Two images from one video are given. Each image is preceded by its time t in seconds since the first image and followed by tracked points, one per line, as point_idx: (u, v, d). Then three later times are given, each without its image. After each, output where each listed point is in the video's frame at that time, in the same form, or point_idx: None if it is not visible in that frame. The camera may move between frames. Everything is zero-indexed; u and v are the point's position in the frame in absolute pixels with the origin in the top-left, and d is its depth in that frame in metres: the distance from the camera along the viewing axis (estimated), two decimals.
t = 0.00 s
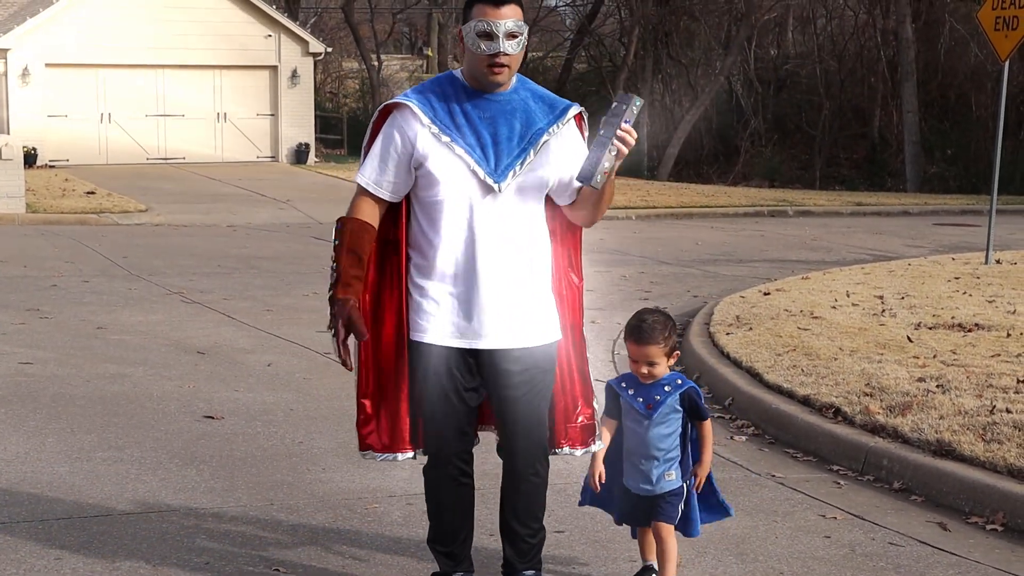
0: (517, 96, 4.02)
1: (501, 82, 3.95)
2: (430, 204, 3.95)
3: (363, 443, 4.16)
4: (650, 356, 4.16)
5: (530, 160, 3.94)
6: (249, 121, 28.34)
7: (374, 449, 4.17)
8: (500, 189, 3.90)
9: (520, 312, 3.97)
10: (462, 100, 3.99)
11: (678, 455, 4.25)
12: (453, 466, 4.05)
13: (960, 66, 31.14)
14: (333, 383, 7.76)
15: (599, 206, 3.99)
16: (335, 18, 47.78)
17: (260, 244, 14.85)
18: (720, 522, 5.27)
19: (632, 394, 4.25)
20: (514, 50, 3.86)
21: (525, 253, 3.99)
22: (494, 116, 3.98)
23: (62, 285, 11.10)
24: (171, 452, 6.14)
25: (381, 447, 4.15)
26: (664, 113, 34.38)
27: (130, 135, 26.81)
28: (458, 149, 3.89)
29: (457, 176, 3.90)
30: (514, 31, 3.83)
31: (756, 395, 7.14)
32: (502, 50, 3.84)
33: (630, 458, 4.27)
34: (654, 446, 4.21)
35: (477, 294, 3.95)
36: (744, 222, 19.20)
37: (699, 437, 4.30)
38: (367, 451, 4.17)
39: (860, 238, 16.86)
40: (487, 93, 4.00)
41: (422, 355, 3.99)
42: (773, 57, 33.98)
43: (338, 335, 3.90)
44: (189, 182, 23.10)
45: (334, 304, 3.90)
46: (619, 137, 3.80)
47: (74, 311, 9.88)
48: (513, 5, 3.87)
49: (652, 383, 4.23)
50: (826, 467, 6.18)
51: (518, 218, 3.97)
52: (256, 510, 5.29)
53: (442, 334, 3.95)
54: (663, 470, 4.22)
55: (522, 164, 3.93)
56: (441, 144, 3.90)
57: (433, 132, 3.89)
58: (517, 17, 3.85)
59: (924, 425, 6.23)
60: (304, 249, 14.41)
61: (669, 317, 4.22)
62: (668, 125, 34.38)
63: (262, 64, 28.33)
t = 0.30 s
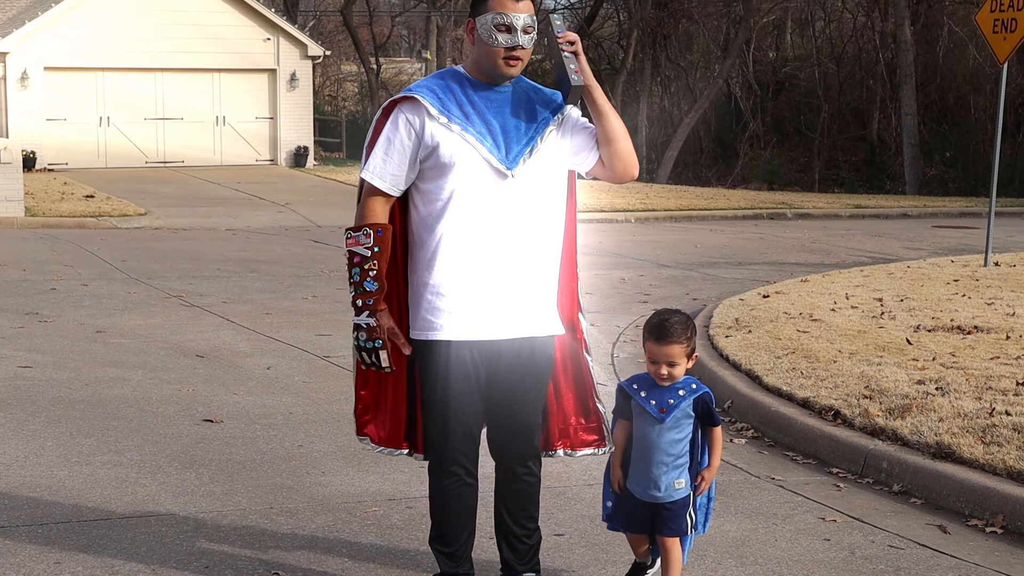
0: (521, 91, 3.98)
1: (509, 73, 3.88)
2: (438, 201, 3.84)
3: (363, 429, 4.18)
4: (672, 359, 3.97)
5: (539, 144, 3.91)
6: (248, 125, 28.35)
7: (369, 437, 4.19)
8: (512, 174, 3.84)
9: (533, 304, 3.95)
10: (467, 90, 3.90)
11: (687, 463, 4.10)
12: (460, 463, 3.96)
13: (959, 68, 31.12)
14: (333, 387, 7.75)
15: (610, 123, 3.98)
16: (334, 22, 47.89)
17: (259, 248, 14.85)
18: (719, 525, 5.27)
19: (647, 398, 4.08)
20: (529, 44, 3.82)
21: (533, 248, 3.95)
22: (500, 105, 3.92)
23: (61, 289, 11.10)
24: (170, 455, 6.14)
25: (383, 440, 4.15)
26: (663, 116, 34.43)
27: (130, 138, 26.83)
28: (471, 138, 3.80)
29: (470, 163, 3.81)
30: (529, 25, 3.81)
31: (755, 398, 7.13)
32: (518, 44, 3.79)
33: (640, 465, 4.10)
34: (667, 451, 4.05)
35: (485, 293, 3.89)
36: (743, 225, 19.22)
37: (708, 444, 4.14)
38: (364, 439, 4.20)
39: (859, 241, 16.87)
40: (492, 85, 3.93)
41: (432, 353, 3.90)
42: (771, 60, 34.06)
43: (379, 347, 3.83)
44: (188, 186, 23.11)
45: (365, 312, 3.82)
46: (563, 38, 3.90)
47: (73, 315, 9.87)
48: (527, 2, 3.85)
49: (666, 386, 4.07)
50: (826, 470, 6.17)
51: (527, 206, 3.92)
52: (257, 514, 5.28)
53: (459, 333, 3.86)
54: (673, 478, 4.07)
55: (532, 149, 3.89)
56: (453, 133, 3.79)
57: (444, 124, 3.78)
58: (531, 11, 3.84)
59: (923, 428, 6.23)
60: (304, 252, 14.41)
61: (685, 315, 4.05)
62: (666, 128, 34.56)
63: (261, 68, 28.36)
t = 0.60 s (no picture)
0: (518, 93, 3.99)
1: (508, 76, 3.88)
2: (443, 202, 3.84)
3: (339, 440, 4.24)
4: (677, 359, 3.93)
5: (539, 144, 3.92)
6: (247, 129, 28.34)
7: (351, 443, 4.23)
8: (516, 172, 3.84)
9: (538, 303, 3.93)
10: (465, 91, 3.90)
11: (693, 469, 4.04)
12: (464, 470, 3.94)
13: (957, 72, 31.14)
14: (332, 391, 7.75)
15: (603, 124, 4.00)
16: (333, 26, 48.00)
17: (258, 252, 14.85)
18: (719, 529, 5.27)
19: (655, 406, 3.99)
20: (527, 46, 3.82)
21: (535, 248, 3.95)
22: (499, 107, 3.91)
23: (60, 294, 11.09)
24: (170, 460, 6.13)
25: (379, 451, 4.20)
26: (662, 120, 34.46)
27: (129, 143, 26.84)
28: (473, 140, 3.79)
29: (473, 166, 3.80)
30: (527, 28, 3.80)
31: (755, 401, 7.12)
32: (516, 46, 3.79)
33: (649, 473, 4.00)
34: (677, 457, 3.98)
35: (490, 293, 3.87)
36: (742, 228, 19.23)
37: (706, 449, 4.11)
38: (347, 445, 4.24)
39: (858, 244, 16.87)
40: (490, 88, 3.93)
41: (435, 359, 3.86)
42: (771, 64, 34.12)
43: (399, 347, 3.73)
44: (187, 190, 23.10)
45: (380, 315, 3.76)
46: (544, 44, 3.87)
47: (73, 320, 9.86)
48: (522, 3, 3.84)
49: (672, 391, 4.00)
50: (825, 473, 6.17)
51: (529, 204, 3.92)
52: (256, 518, 5.28)
53: (465, 334, 3.83)
54: (681, 485, 4.01)
55: (534, 148, 3.90)
56: (455, 135, 3.79)
57: (445, 126, 3.77)
58: (526, 15, 3.82)
59: (923, 431, 6.22)
60: (303, 257, 14.41)
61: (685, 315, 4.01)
62: (666, 132, 34.57)
63: (260, 72, 28.38)
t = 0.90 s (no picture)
0: (514, 95, 4.00)
1: (503, 78, 3.89)
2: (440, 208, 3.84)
3: (326, 456, 4.20)
4: (669, 359, 3.94)
5: (537, 145, 3.92)
6: (248, 133, 28.34)
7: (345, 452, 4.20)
8: (514, 174, 3.84)
9: (539, 305, 3.93)
10: (462, 95, 3.90)
11: (688, 472, 4.04)
12: (464, 472, 3.94)
13: (957, 75, 31.18)
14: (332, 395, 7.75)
15: (600, 126, 4.01)
16: (333, 30, 48.06)
17: (257, 255, 14.85)
18: (719, 532, 5.27)
19: (652, 409, 3.97)
20: (521, 49, 3.82)
21: (536, 249, 3.95)
22: (496, 110, 3.92)
23: (60, 298, 11.10)
24: (170, 464, 6.13)
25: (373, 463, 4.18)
26: (662, 123, 34.50)
27: (128, 147, 26.86)
28: (469, 143, 3.79)
29: (469, 169, 3.80)
30: (520, 32, 3.80)
31: (755, 405, 7.12)
32: (510, 50, 3.79)
33: (646, 478, 3.99)
34: (672, 459, 3.99)
35: (492, 296, 3.87)
36: (742, 231, 19.23)
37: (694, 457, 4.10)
38: (337, 455, 4.20)
39: (858, 247, 16.87)
40: (485, 91, 3.94)
41: (436, 362, 3.86)
42: (770, 67, 34.15)
43: (382, 357, 3.76)
44: (187, 194, 23.11)
45: (365, 323, 3.77)
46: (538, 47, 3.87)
47: (73, 324, 9.87)
48: (516, 7, 3.84)
49: (665, 393, 4.00)
50: (825, 476, 6.17)
51: (528, 207, 3.92)
52: (257, 522, 5.28)
53: (465, 336, 3.83)
54: (677, 488, 4.01)
55: (531, 150, 3.90)
56: (451, 139, 3.78)
57: (441, 129, 3.77)
58: (521, 18, 3.82)
59: (923, 434, 6.22)
60: (303, 260, 14.42)
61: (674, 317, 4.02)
62: (666, 135, 34.60)
63: (260, 76, 28.39)
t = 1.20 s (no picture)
0: (512, 105, 4.00)
1: (499, 90, 3.89)
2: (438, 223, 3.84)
3: (344, 470, 4.12)
4: (659, 368, 3.94)
5: (535, 156, 3.92)
6: (248, 142, 28.35)
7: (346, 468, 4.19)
8: (510, 187, 3.84)
9: (538, 318, 3.92)
10: (459, 107, 3.91)
11: (679, 481, 4.04)
12: (463, 484, 3.93)
13: (956, 82, 31.24)
14: (332, 403, 7.74)
15: (600, 139, 4.00)
16: (333, 38, 48.16)
17: (257, 264, 14.85)
18: (720, 541, 5.26)
19: (641, 419, 3.97)
20: (517, 60, 3.83)
21: (535, 260, 3.95)
22: (493, 121, 3.92)
23: (60, 307, 11.09)
24: (170, 473, 6.12)
25: (387, 474, 4.12)
26: (661, 131, 34.56)
27: (129, 156, 26.89)
28: (465, 155, 3.79)
29: (465, 181, 3.80)
30: (517, 43, 3.80)
31: (755, 413, 7.11)
32: (506, 61, 3.80)
33: (639, 488, 3.98)
34: (666, 468, 3.98)
35: (491, 308, 3.86)
36: (741, 240, 19.23)
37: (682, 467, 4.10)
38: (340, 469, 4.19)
39: (857, 255, 16.86)
40: (482, 102, 3.94)
41: (435, 374, 3.86)
42: (770, 75, 34.21)
43: (371, 372, 3.79)
44: (186, 202, 23.10)
45: (357, 337, 3.78)
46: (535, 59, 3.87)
47: (72, 333, 9.86)
48: (514, 17, 3.85)
49: (656, 402, 3.99)
50: (826, 485, 6.16)
51: (526, 219, 3.91)
52: (256, 531, 5.27)
53: (462, 348, 3.83)
54: (671, 497, 4.00)
55: (528, 161, 3.90)
56: (447, 151, 3.79)
57: (437, 141, 3.78)
58: (518, 29, 3.83)
59: (923, 442, 6.22)
60: (303, 269, 14.42)
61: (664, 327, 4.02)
62: (665, 142, 34.65)
63: (259, 84, 28.40)
